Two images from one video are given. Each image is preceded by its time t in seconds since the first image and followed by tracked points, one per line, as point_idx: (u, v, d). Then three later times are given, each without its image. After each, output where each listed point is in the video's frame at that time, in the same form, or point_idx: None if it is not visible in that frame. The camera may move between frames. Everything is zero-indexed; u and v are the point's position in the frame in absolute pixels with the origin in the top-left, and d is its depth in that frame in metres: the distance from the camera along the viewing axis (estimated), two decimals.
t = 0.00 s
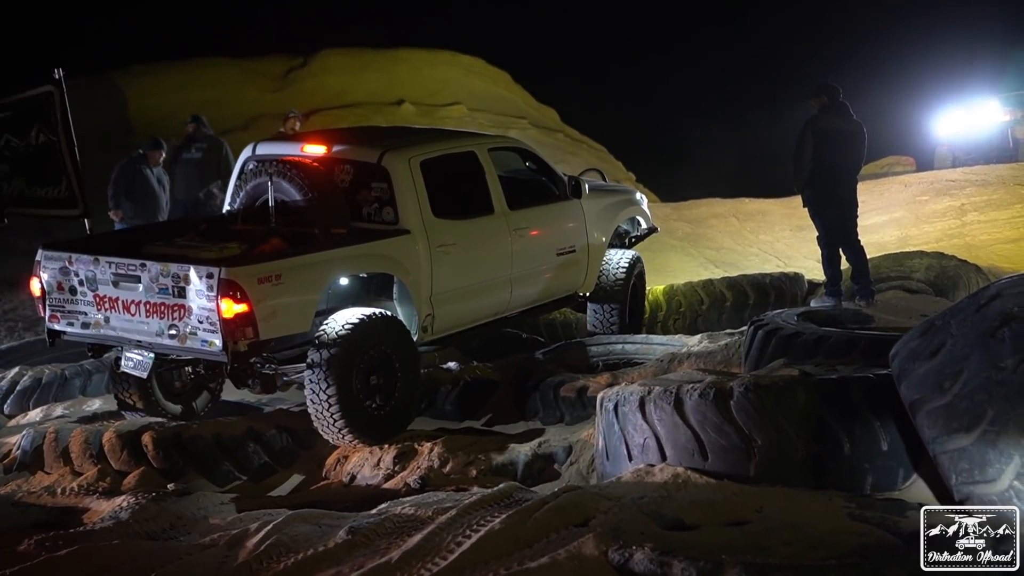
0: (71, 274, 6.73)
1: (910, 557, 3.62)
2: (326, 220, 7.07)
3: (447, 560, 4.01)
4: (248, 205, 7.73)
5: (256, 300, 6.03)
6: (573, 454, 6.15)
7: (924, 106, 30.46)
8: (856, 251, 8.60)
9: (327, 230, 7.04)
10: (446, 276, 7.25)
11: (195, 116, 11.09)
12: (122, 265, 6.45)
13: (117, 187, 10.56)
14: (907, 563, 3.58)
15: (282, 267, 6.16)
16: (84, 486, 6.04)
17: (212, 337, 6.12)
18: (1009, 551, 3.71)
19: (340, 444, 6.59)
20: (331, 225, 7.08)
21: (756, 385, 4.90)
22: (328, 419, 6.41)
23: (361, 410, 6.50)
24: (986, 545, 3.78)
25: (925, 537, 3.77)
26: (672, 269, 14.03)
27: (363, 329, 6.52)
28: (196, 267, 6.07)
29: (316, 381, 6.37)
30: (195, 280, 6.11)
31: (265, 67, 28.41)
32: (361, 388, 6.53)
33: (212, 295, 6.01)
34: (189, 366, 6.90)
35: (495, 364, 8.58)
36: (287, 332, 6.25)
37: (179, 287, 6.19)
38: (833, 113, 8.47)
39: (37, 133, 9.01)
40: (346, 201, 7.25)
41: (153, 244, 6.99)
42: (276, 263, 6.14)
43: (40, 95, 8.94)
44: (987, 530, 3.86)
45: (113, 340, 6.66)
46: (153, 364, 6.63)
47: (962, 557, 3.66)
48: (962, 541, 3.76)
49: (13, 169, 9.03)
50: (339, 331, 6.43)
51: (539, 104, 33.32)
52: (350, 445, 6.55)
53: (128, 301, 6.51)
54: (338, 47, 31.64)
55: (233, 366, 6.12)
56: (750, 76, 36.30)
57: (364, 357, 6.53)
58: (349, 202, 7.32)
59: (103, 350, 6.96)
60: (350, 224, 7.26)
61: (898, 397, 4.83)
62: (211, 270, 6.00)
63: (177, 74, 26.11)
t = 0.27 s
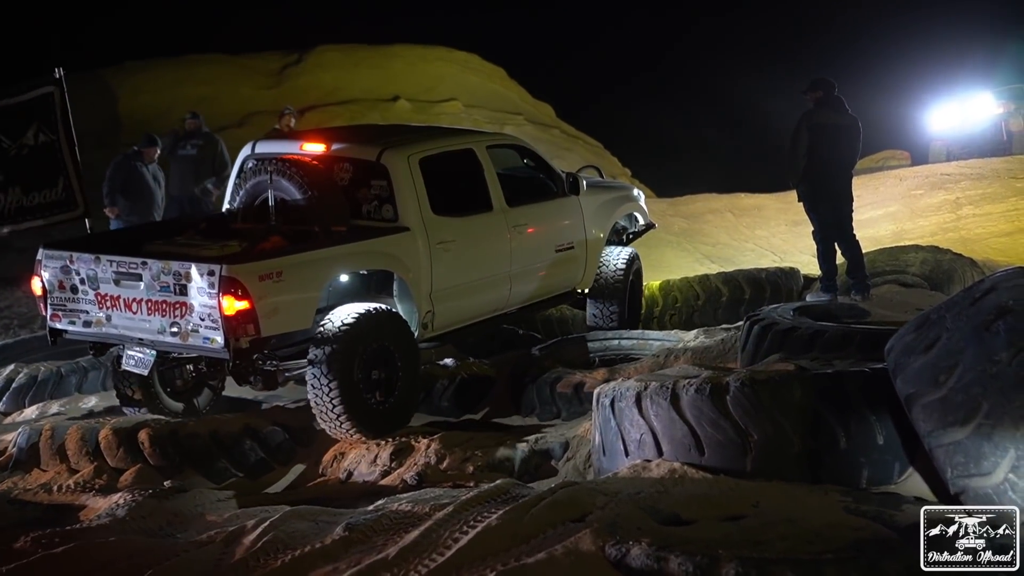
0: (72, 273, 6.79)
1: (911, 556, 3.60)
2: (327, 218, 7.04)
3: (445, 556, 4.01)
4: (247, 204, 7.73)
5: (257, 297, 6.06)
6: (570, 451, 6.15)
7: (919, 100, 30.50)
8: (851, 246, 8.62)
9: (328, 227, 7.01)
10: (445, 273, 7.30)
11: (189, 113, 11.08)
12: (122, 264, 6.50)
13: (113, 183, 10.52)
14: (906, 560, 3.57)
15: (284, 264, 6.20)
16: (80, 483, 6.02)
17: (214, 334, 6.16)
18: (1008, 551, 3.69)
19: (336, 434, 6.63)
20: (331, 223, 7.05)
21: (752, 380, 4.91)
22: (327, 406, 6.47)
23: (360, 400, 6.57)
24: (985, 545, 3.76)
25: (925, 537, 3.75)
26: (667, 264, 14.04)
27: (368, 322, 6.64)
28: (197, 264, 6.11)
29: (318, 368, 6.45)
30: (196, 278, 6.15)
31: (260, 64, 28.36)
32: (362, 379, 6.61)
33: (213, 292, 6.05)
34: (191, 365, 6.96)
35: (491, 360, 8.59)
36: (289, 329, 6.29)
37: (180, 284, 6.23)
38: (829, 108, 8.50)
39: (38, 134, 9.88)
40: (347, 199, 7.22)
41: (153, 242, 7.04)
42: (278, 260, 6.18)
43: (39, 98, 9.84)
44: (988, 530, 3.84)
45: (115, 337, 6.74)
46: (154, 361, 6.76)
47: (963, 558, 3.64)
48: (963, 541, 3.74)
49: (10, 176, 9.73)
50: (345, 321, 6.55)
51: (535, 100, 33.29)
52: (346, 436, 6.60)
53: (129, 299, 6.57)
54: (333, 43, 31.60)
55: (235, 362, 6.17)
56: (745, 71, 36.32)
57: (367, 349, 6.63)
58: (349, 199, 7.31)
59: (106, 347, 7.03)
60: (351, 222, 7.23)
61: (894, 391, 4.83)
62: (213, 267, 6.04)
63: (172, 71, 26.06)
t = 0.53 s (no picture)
0: (80, 275, 6.87)
1: (911, 556, 3.60)
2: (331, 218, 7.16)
3: (444, 556, 4.01)
4: (252, 206, 7.71)
5: (265, 298, 6.15)
6: (568, 451, 6.14)
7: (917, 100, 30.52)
8: (849, 245, 8.62)
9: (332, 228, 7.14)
10: (449, 274, 7.38)
11: (187, 114, 11.08)
12: (130, 265, 6.58)
13: (111, 183, 10.50)
14: (906, 561, 3.57)
15: (290, 265, 6.27)
16: (78, 483, 6.01)
17: (222, 334, 6.22)
18: (1008, 551, 3.68)
19: (336, 428, 6.68)
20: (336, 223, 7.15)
21: (751, 380, 4.91)
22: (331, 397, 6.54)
23: (364, 394, 6.64)
24: (985, 545, 3.75)
25: (925, 537, 3.75)
26: (666, 265, 14.05)
27: (376, 319, 6.75)
28: (205, 265, 6.17)
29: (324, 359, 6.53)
30: (204, 279, 6.22)
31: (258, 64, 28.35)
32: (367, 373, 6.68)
33: (221, 293, 6.12)
34: (196, 366, 7.11)
35: (490, 361, 8.60)
36: (295, 329, 6.38)
37: (187, 285, 6.31)
38: (826, 108, 8.50)
39: (42, 139, 10.73)
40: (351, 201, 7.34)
41: (160, 243, 7.12)
42: (286, 260, 6.26)
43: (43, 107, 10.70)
44: (987, 530, 3.84)
45: (122, 338, 6.81)
46: (158, 360, 6.90)
47: (963, 557, 3.63)
48: (962, 541, 3.74)
49: (16, 181, 10.62)
50: (350, 320, 6.64)
51: (533, 100, 33.29)
52: (348, 429, 6.64)
53: (137, 300, 6.65)
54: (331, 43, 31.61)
55: (242, 362, 6.24)
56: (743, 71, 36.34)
57: (374, 345, 6.73)
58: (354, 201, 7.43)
59: (113, 347, 7.13)
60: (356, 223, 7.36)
61: (891, 391, 4.83)
62: (221, 267, 6.10)
63: (170, 72, 26.07)
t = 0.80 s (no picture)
0: (93, 277, 6.92)
1: (911, 556, 3.60)
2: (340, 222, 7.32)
3: (445, 557, 4.01)
4: (262, 210, 7.81)
5: (277, 299, 6.22)
6: (568, 451, 6.20)
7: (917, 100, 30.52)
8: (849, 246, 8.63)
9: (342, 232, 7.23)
10: (457, 277, 7.47)
11: (186, 116, 11.09)
12: (143, 267, 6.64)
13: (111, 185, 10.52)
14: (905, 560, 3.58)
15: (301, 267, 6.34)
16: (79, 485, 6.01)
17: (234, 335, 6.28)
18: (1008, 551, 3.68)
19: (343, 422, 6.72)
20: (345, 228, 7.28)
21: (751, 381, 4.92)
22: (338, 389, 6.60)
23: (373, 390, 6.70)
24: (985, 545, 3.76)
25: (925, 537, 3.76)
26: (666, 265, 14.06)
27: (388, 317, 6.86)
28: (216, 267, 6.22)
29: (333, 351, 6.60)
30: (215, 280, 6.27)
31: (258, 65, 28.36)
32: (377, 370, 6.76)
33: (233, 294, 6.17)
34: (206, 367, 7.14)
35: (491, 361, 8.61)
36: (307, 331, 6.46)
37: (199, 287, 6.37)
38: (824, 108, 8.50)
39: (53, 141, 9.43)
40: (360, 204, 7.44)
41: (171, 246, 7.20)
42: (297, 262, 6.33)
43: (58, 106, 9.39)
44: (987, 530, 3.84)
45: (134, 339, 6.87)
46: (172, 362, 6.88)
47: (963, 558, 3.63)
48: (962, 541, 3.74)
49: (29, 181, 9.29)
50: (360, 319, 6.71)
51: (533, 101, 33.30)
52: (353, 423, 6.69)
53: (149, 302, 6.71)
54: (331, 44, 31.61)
55: (254, 363, 6.29)
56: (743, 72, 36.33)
57: (384, 343, 6.83)
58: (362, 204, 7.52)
59: (125, 349, 7.19)
60: (364, 226, 7.46)
61: (891, 391, 4.83)
62: (233, 269, 6.15)
63: (170, 73, 26.08)
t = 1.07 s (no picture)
0: (103, 280, 6.95)
1: (911, 557, 3.60)
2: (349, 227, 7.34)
3: (447, 560, 4.02)
4: (271, 215, 7.83)
5: (287, 301, 6.31)
6: (571, 455, 6.22)
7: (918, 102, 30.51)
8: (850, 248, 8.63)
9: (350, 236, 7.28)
10: (464, 281, 7.50)
11: (187, 121, 11.09)
12: (154, 269, 6.69)
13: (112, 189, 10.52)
14: (906, 562, 3.57)
15: (312, 269, 6.43)
16: (81, 489, 6.01)
17: (245, 337, 6.36)
18: (1008, 551, 3.68)
19: (349, 418, 6.72)
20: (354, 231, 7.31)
21: (752, 383, 4.91)
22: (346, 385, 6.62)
23: (381, 388, 6.72)
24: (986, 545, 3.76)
25: (925, 536, 3.76)
26: (668, 268, 14.05)
27: (401, 318, 6.90)
28: (228, 268, 6.31)
29: (343, 347, 6.63)
30: (227, 282, 6.35)
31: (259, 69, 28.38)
32: (386, 369, 6.79)
33: (244, 296, 6.26)
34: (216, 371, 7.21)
35: (492, 364, 8.61)
36: (316, 333, 6.53)
37: (210, 289, 6.44)
38: (825, 110, 8.49)
39: (67, 145, 8.65)
40: (369, 209, 7.47)
41: (182, 250, 7.24)
42: (306, 265, 6.42)
43: (69, 110, 8.60)
44: (987, 530, 3.84)
45: (145, 342, 6.90)
46: (186, 365, 6.90)
47: (962, 557, 3.63)
48: (962, 540, 3.73)
49: (42, 187, 8.52)
50: (368, 321, 6.74)
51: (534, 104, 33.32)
52: (359, 419, 6.69)
53: (160, 304, 6.75)
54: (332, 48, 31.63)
55: (264, 364, 6.37)
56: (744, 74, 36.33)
57: (395, 344, 6.86)
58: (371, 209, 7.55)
59: (136, 351, 7.22)
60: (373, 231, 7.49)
61: (892, 393, 4.83)
62: (244, 271, 6.25)
63: (172, 77, 26.11)
